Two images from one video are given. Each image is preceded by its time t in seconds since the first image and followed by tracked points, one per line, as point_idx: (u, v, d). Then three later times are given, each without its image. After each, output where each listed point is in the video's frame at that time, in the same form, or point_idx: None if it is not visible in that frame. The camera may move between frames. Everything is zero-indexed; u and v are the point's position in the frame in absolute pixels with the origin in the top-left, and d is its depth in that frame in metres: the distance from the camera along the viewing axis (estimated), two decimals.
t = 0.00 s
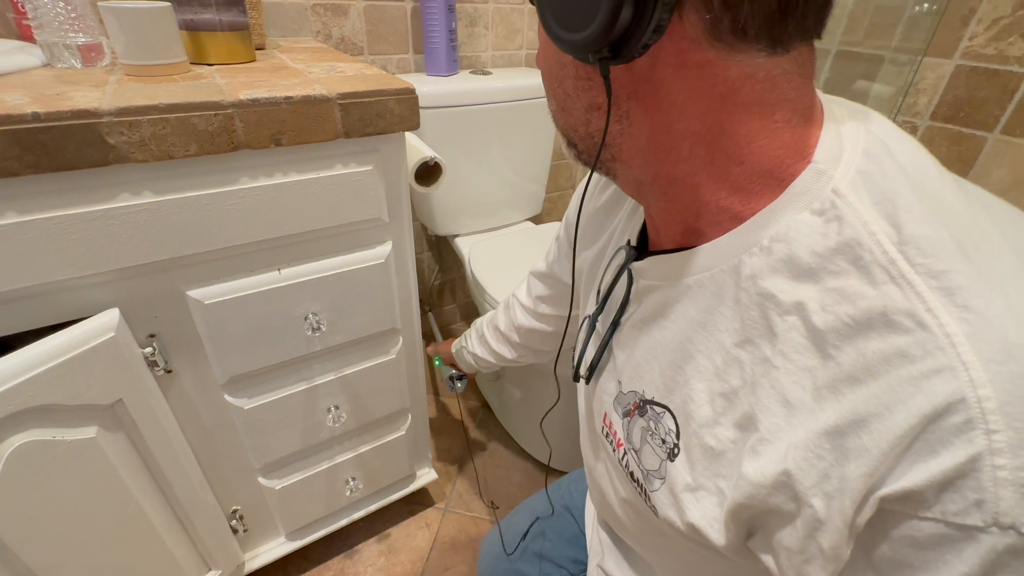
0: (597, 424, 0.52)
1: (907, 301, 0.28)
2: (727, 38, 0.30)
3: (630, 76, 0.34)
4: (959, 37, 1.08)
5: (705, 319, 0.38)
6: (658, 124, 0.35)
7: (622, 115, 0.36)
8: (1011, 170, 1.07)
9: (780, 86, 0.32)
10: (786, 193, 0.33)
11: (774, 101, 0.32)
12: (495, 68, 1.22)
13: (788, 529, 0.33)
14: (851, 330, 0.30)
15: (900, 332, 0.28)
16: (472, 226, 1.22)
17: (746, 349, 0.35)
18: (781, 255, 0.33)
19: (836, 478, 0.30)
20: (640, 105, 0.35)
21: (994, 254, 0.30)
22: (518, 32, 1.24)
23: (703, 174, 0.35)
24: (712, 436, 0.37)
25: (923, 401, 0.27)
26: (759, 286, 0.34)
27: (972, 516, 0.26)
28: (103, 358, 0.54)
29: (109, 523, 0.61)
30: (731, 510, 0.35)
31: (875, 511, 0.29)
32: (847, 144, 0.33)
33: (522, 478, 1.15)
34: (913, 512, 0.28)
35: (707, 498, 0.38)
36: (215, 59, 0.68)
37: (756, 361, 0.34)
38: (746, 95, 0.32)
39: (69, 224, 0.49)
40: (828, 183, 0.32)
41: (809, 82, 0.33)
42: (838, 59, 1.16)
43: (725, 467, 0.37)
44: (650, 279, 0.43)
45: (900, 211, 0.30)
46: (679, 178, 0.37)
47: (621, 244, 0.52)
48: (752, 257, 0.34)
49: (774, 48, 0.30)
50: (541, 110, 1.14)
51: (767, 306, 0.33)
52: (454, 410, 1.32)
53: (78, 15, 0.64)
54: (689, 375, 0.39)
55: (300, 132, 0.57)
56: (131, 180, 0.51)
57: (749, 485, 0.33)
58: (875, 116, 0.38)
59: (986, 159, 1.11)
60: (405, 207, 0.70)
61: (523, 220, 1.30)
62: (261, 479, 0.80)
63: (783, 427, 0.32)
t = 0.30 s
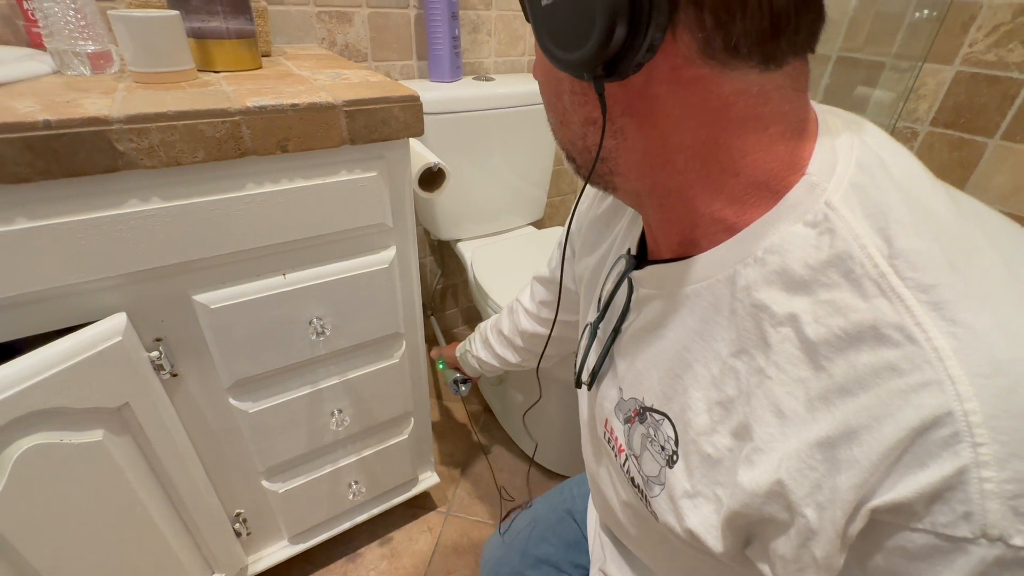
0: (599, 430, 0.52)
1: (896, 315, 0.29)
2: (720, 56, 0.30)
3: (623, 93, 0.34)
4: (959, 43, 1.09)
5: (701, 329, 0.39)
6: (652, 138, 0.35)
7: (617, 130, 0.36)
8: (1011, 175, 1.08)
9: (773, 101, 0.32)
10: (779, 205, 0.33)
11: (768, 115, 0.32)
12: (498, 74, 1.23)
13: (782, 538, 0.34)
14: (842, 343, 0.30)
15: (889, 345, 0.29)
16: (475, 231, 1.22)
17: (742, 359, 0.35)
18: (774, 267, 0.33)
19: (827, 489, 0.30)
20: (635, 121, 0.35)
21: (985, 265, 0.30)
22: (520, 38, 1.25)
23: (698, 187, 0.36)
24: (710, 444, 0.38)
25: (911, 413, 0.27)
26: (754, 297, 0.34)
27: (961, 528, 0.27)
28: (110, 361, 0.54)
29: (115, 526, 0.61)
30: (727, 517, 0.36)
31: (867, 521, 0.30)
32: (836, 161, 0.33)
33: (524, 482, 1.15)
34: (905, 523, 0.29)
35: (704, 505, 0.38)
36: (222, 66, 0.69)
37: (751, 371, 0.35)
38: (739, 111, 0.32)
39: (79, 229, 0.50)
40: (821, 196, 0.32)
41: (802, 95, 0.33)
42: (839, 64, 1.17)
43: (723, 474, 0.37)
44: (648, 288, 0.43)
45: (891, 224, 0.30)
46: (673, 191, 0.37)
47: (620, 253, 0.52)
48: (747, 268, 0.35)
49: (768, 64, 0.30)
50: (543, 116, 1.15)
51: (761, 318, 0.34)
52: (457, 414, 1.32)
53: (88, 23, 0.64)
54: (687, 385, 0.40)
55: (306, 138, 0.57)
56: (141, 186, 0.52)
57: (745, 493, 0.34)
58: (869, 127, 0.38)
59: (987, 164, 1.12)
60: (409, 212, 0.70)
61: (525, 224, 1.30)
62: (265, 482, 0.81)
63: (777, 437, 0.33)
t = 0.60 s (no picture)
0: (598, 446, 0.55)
1: (863, 355, 0.32)
2: (706, 116, 0.34)
3: (619, 145, 0.37)
4: (948, 62, 1.12)
5: (694, 357, 0.43)
6: (646, 185, 0.38)
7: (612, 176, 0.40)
8: (1001, 190, 1.11)
9: (754, 155, 0.36)
10: (761, 246, 0.37)
11: (750, 167, 0.36)
12: (501, 92, 1.27)
13: (766, 554, 0.38)
14: (818, 377, 0.34)
15: (857, 382, 0.32)
16: (478, 244, 1.26)
17: (729, 388, 0.39)
18: (757, 305, 0.37)
19: (803, 510, 0.34)
20: (629, 169, 0.38)
21: (943, 309, 0.34)
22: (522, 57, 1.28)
23: (687, 228, 0.39)
24: (701, 465, 0.41)
25: (875, 445, 0.31)
26: (739, 332, 0.38)
27: (917, 547, 0.30)
28: (136, 377, 0.57)
29: (137, 534, 0.64)
30: (716, 531, 0.40)
31: (838, 540, 0.33)
32: (816, 209, 0.37)
33: (526, 490, 1.18)
34: (871, 542, 0.32)
35: (696, 520, 0.42)
36: (241, 93, 0.72)
37: (737, 399, 0.39)
38: (724, 164, 0.36)
39: (109, 253, 0.53)
40: (799, 240, 0.36)
41: (780, 147, 0.37)
42: (833, 80, 1.20)
43: (711, 493, 0.40)
44: (645, 316, 0.47)
45: (860, 270, 0.34)
46: (665, 231, 0.41)
47: (617, 281, 0.56)
48: (734, 304, 0.39)
49: (749, 124, 0.34)
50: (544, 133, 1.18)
51: (746, 350, 0.38)
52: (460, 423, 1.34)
53: (114, 55, 0.68)
54: (680, 409, 0.43)
55: (322, 165, 0.61)
56: (168, 212, 0.55)
57: (732, 512, 0.37)
58: (849, 174, 0.41)
59: (978, 179, 1.14)
60: (417, 232, 0.74)
61: (527, 237, 1.34)
62: (276, 490, 0.84)
63: (760, 461, 0.36)
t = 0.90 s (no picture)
0: (600, 447, 0.58)
1: (844, 365, 0.35)
2: (700, 141, 0.37)
3: (619, 166, 0.40)
4: (944, 69, 1.14)
5: (689, 365, 0.45)
6: (644, 203, 0.41)
7: (612, 194, 0.43)
8: (997, 195, 1.13)
9: (744, 175, 0.39)
10: (753, 260, 0.40)
11: (741, 187, 0.39)
12: (504, 98, 1.30)
13: (755, 550, 0.40)
14: (803, 386, 0.37)
15: (839, 391, 0.35)
16: (482, 248, 1.28)
17: (722, 394, 0.42)
18: (748, 316, 0.40)
19: (789, 510, 0.37)
20: (628, 189, 0.41)
21: (918, 323, 0.37)
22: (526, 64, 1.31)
23: (682, 242, 0.43)
24: (696, 466, 0.44)
25: (854, 449, 0.34)
26: (731, 342, 0.41)
27: (892, 543, 0.33)
28: (158, 377, 0.60)
29: (157, 530, 0.66)
30: (711, 529, 0.42)
31: (822, 537, 0.36)
32: (803, 227, 0.41)
33: (529, 489, 1.21)
34: (852, 539, 0.35)
35: (692, 519, 0.44)
36: (256, 105, 0.75)
37: (729, 405, 0.41)
38: (716, 183, 0.39)
39: (136, 259, 0.56)
40: (787, 256, 0.39)
41: (769, 167, 0.40)
42: (832, 86, 1.22)
43: (707, 493, 0.43)
44: (644, 324, 0.49)
45: (843, 286, 0.37)
46: (662, 244, 0.44)
47: (617, 290, 0.59)
48: (726, 315, 0.42)
49: (739, 147, 0.38)
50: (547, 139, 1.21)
51: (738, 359, 0.41)
52: (464, 423, 1.37)
53: (135, 70, 0.71)
54: (677, 414, 0.46)
55: (335, 176, 0.63)
56: (190, 221, 0.58)
57: (725, 511, 0.40)
58: (833, 196, 0.45)
59: (974, 183, 1.16)
60: (425, 238, 0.76)
61: (530, 241, 1.36)
62: (287, 488, 0.86)
63: (750, 463, 0.39)
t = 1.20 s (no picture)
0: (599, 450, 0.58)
1: (840, 371, 0.36)
2: (695, 148, 0.37)
3: (615, 172, 0.41)
4: (940, 71, 1.15)
5: (686, 369, 0.46)
6: (640, 208, 0.42)
7: (608, 200, 0.43)
8: (993, 196, 1.14)
9: (740, 180, 0.39)
10: (749, 265, 0.41)
11: (736, 193, 0.40)
12: (502, 100, 1.30)
13: (753, 555, 0.41)
14: (799, 391, 0.37)
15: (835, 397, 0.35)
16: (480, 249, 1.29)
17: (719, 399, 0.43)
18: (744, 321, 0.41)
19: (785, 515, 0.37)
20: (624, 194, 0.42)
21: (914, 329, 0.37)
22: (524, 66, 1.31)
23: (679, 247, 0.43)
24: (694, 470, 0.45)
25: (849, 456, 0.34)
26: (728, 348, 0.42)
27: (888, 549, 0.33)
28: (156, 378, 0.60)
29: (155, 531, 0.66)
30: (708, 533, 0.43)
31: (818, 544, 0.36)
32: (798, 233, 0.41)
33: (528, 489, 1.21)
34: (849, 546, 0.35)
35: (690, 522, 0.45)
36: (255, 106, 0.76)
37: (726, 409, 0.42)
38: (711, 189, 0.39)
39: (134, 260, 0.56)
40: (782, 261, 0.40)
41: (764, 172, 0.41)
42: (829, 87, 1.23)
43: (705, 496, 0.44)
44: (642, 328, 0.50)
45: (838, 292, 0.38)
46: (658, 249, 0.44)
47: (614, 294, 0.60)
48: (723, 321, 0.43)
49: (735, 153, 0.38)
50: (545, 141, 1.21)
51: (734, 364, 0.41)
52: (462, 424, 1.37)
53: (134, 70, 0.71)
54: (674, 417, 0.47)
55: (333, 176, 0.63)
56: (188, 222, 0.58)
57: (722, 515, 0.41)
58: (828, 201, 0.45)
59: (969, 184, 1.17)
60: (424, 239, 0.76)
61: (528, 242, 1.36)
62: (285, 489, 0.86)
63: (747, 468, 0.40)
